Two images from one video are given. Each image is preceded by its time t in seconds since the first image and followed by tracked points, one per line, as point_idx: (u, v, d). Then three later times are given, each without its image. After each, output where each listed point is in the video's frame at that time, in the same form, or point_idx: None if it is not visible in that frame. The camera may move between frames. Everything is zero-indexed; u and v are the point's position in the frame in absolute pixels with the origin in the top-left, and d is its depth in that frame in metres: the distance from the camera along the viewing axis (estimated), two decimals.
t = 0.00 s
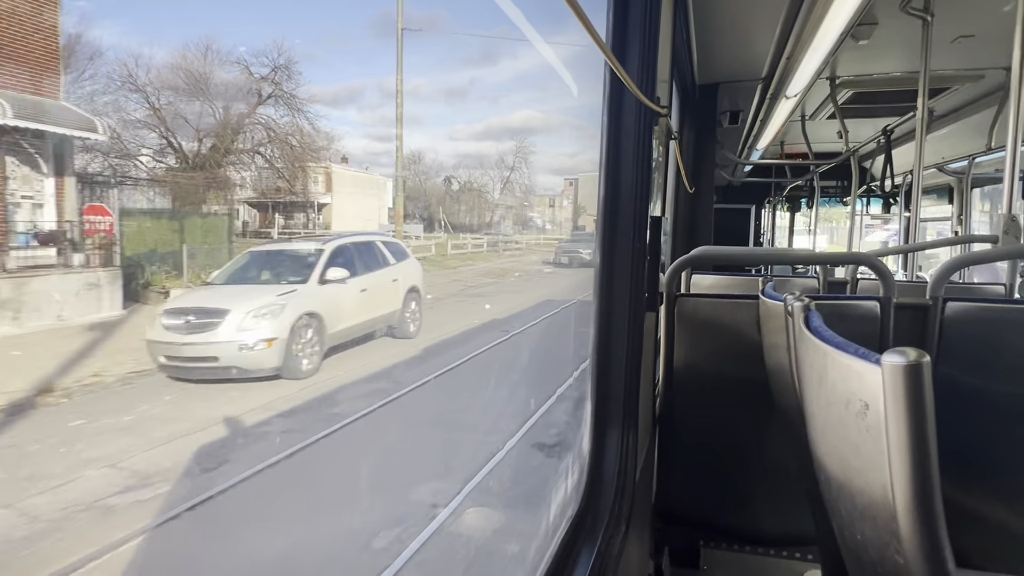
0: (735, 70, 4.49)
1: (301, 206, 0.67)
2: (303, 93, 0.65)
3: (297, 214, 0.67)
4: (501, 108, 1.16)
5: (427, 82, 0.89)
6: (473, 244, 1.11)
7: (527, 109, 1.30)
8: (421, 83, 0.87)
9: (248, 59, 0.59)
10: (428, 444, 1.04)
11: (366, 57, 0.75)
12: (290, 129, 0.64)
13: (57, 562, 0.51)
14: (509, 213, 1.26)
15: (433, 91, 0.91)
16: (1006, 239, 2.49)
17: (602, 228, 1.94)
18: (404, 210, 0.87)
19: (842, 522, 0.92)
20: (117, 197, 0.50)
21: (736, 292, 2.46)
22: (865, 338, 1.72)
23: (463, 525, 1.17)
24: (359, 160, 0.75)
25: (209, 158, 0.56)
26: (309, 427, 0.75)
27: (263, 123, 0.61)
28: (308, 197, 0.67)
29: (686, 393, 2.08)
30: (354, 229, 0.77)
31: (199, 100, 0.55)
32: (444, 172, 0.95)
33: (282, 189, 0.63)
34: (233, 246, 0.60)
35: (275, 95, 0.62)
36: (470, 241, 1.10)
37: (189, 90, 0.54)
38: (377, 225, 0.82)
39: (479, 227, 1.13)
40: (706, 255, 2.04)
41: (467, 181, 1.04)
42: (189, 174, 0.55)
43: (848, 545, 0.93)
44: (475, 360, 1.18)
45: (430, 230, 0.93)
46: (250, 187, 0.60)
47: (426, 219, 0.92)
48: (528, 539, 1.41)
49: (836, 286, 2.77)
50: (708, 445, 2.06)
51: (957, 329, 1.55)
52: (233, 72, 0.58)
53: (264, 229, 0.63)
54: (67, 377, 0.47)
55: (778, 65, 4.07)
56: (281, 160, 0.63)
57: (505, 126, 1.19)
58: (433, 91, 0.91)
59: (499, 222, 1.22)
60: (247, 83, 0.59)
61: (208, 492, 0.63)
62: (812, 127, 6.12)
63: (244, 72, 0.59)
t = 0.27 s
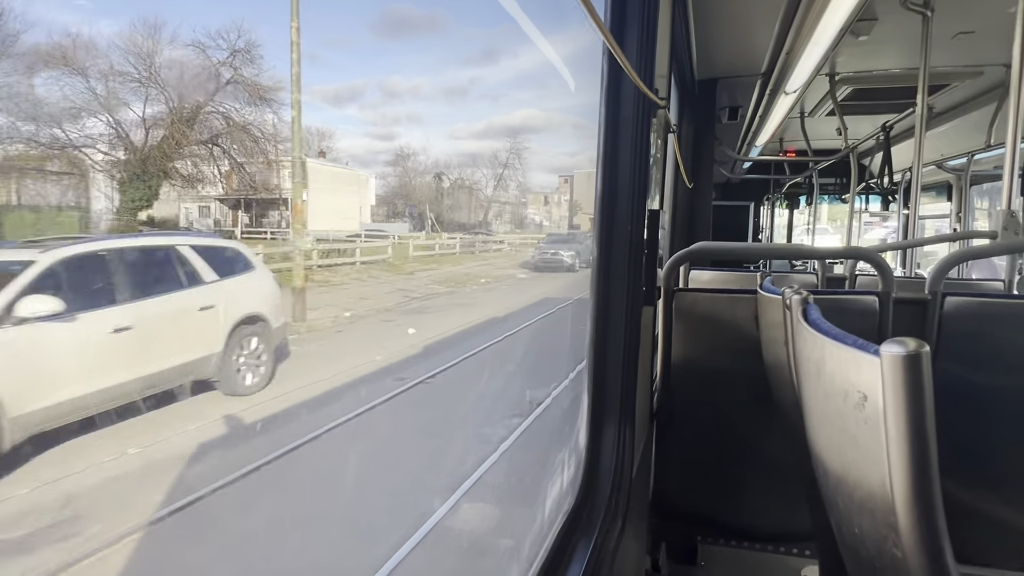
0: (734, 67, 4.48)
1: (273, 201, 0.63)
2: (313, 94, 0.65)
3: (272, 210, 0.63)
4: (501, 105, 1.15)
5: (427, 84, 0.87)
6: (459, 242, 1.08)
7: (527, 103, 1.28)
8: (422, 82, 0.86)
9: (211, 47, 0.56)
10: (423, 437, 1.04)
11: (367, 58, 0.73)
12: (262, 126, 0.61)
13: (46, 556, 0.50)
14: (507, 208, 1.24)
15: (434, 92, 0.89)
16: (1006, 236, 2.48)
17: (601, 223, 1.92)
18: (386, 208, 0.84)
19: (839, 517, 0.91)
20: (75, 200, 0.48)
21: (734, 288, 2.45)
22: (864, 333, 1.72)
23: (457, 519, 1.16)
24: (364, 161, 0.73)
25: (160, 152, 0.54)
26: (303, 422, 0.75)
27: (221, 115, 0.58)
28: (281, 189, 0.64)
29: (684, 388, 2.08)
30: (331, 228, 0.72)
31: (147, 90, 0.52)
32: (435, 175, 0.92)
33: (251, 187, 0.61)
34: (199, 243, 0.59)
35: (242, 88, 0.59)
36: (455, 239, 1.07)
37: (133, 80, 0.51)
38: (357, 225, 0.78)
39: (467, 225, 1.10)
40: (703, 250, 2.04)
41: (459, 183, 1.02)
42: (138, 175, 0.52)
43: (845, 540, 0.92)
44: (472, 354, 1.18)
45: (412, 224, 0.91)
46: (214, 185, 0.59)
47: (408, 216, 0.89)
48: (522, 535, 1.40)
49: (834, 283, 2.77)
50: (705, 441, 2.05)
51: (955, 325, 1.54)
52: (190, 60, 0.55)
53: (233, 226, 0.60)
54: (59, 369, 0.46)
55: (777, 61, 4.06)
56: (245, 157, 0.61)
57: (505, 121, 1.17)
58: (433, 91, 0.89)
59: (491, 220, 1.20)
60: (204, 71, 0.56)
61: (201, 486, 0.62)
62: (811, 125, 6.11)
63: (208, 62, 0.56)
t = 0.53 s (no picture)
0: (733, 70, 4.50)
1: (241, 203, 0.63)
2: (311, 92, 0.65)
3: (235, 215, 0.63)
4: (501, 107, 1.16)
5: (427, 80, 0.88)
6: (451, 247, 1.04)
7: (528, 108, 1.29)
8: (422, 81, 0.87)
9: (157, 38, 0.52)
10: (427, 441, 1.05)
11: (366, 51, 0.75)
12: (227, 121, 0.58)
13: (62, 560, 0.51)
14: (508, 212, 1.26)
15: (434, 88, 0.90)
16: (1002, 240, 2.50)
17: (599, 225, 1.93)
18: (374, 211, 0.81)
19: (837, 522, 0.92)
20: (11, 202, 0.44)
21: (733, 292, 2.46)
22: (861, 339, 1.73)
23: (460, 522, 1.17)
24: (370, 159, 0.76)
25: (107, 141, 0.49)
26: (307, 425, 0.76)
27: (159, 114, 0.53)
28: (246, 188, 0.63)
29: (683, 392, 2.09)
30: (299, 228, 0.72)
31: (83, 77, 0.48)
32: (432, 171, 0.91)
33: (216, 181, 0.59)
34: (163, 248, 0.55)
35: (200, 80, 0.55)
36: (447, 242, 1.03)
37: (68, 66, 0.47)
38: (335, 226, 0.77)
39: (461, 225, 1.06)
40: (703, 254, 2.05)
41: (453, 185, 0.99)
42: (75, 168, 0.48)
43: (842, 544, 0.94)
44: (474, 358, 1.19)
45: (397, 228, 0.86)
46: (185, 183, 0.56)
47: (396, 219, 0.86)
48: (523, 538, 1.40)
49: (832, 286, 2.78)
50: (704, 444, 2.07)
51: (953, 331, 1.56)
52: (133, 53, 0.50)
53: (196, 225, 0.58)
54: None
55: (776, 64, 4.08)
56: (197, 152, 0.57)
57: (505, 124, 1.19)
58: (433, 90, 0.90)
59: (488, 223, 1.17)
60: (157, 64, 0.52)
61: (210, 489, 0.63)
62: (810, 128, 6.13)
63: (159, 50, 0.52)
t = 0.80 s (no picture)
0: (733, 67, 4.49)
1: (203, 198, 0.64)
2: (313, 91, 0.66)
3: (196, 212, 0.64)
4: (501, 104, 1.15)
5: (428, 82, 0.88)
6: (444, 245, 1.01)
7: (526, 105, 1.29)
8: (423, 80, 0.86)
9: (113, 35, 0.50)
10: (422, 437, 1.04)
11: (367, 53, 0.75)
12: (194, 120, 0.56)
13: (48, 555, 0.51)
14: (507, 210, 1.25)
15: (436, 89, 0.90)
16: (1004, 236, 2.48)
17: (597, 222, 1.93)
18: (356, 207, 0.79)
19: (834, 516, 0.92)
20: None
21: (733, 289, 2.45)
22: (860, 334, 1.73)
23: (455, 518, 1.17)
24: (365, 157, 0.76)
25: (32, 137, 0.46)
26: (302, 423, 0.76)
27: (94, 103, 0.51)
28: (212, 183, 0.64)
29: (682, 388, 2.08)
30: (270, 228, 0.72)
31: (10, 67, 0.44)
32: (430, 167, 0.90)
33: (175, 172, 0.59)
34: (115, 252, 0.55)
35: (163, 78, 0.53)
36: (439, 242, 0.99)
37: None
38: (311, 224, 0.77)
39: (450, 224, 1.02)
40: (702, 250, 2.05)
41: (444, 181, 0.96)
42: (1, 162, 0.45)
43: (839, 538, 0.93)
44: (470, 355, 1.18)
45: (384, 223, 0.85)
46: (145, 179, 0.57)
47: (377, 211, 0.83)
48: (519, 534, 1.40)
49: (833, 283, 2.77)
50: (703, 440, 2.06)
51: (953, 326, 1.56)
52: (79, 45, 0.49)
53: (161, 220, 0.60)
54: None
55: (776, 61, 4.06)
56: (141, 145, 0.55)
57: (504, 122, 1.18)
58: (434, 91, 0.89)
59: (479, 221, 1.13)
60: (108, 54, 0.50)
61: (199, 484, 0.63)
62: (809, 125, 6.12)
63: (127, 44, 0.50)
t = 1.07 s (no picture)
0: (734, 69, 4.49)
1: (157, 199, 0.65)
2: (312, 91, 0.67)
3: (153, 215, 0.65)
4: (503, 106, 1.15)
5: (428, 80, 0.87)
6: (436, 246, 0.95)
7: (529, 109, 1.29)
8: (423, 81, 0.86)
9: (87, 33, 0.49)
10: (433, 444, 1.04)
11: (366, 53, 0.75)
12: (179, 123, 0.57)
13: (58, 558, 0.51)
14: (511, 214, 1.25)
15: (436, 88, 0.89)
16: (1008, 237, 2.47)
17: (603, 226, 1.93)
18: (341, 208, 0.77)
19: (849, 523, 0.91)
20: None
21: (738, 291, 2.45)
22: (868, 336, 1.72)
23: (467, 527, 1.17)
24: (365, 158, 0.74)
25: None
26: (309, 426, 0.76)
27: (12, 85, 0.48)
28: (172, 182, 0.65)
29: (690, 392, 2.08)
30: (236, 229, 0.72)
31: None
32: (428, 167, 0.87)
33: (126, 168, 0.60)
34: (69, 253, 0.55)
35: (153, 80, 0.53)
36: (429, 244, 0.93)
37: None
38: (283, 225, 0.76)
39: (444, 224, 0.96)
40: (707, 253, 2.05)
41: (435, 179, 0.90)
42: None
43: (855, 546, 0.92)
44: (479, 360, 1.18)
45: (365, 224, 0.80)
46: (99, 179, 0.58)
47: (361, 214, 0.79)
48: (531, 541, 1.40)
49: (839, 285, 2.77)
50: (711, 445, 2.05)
51: (960, 328, 1.56)
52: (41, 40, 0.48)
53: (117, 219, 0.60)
54: None
55: (777, 63, 4.07)
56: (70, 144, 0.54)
57: (507, 125, 1.18)
58: (434, 90, 0.89)
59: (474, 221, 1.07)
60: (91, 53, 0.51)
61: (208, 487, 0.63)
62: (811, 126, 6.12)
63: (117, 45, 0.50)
